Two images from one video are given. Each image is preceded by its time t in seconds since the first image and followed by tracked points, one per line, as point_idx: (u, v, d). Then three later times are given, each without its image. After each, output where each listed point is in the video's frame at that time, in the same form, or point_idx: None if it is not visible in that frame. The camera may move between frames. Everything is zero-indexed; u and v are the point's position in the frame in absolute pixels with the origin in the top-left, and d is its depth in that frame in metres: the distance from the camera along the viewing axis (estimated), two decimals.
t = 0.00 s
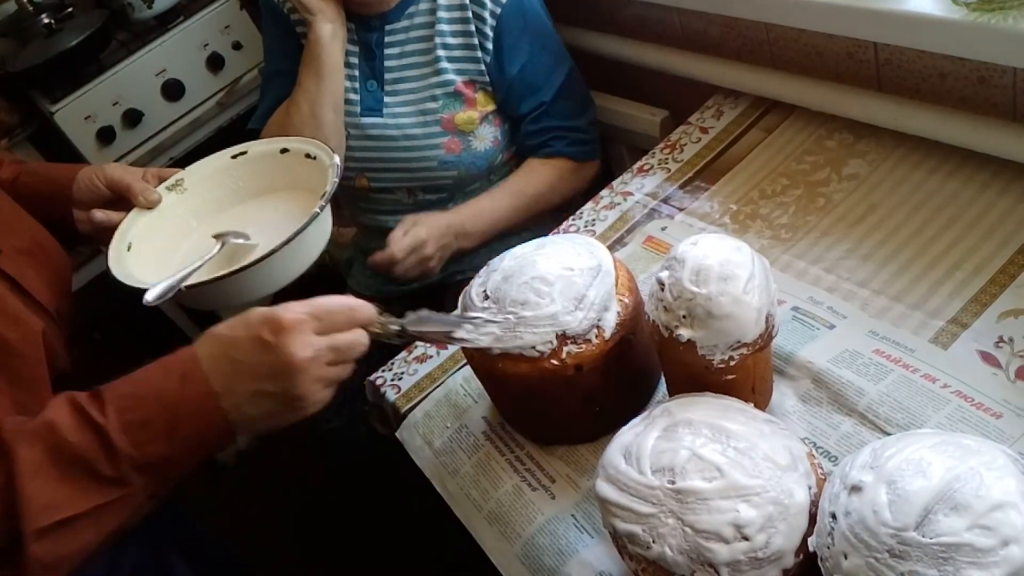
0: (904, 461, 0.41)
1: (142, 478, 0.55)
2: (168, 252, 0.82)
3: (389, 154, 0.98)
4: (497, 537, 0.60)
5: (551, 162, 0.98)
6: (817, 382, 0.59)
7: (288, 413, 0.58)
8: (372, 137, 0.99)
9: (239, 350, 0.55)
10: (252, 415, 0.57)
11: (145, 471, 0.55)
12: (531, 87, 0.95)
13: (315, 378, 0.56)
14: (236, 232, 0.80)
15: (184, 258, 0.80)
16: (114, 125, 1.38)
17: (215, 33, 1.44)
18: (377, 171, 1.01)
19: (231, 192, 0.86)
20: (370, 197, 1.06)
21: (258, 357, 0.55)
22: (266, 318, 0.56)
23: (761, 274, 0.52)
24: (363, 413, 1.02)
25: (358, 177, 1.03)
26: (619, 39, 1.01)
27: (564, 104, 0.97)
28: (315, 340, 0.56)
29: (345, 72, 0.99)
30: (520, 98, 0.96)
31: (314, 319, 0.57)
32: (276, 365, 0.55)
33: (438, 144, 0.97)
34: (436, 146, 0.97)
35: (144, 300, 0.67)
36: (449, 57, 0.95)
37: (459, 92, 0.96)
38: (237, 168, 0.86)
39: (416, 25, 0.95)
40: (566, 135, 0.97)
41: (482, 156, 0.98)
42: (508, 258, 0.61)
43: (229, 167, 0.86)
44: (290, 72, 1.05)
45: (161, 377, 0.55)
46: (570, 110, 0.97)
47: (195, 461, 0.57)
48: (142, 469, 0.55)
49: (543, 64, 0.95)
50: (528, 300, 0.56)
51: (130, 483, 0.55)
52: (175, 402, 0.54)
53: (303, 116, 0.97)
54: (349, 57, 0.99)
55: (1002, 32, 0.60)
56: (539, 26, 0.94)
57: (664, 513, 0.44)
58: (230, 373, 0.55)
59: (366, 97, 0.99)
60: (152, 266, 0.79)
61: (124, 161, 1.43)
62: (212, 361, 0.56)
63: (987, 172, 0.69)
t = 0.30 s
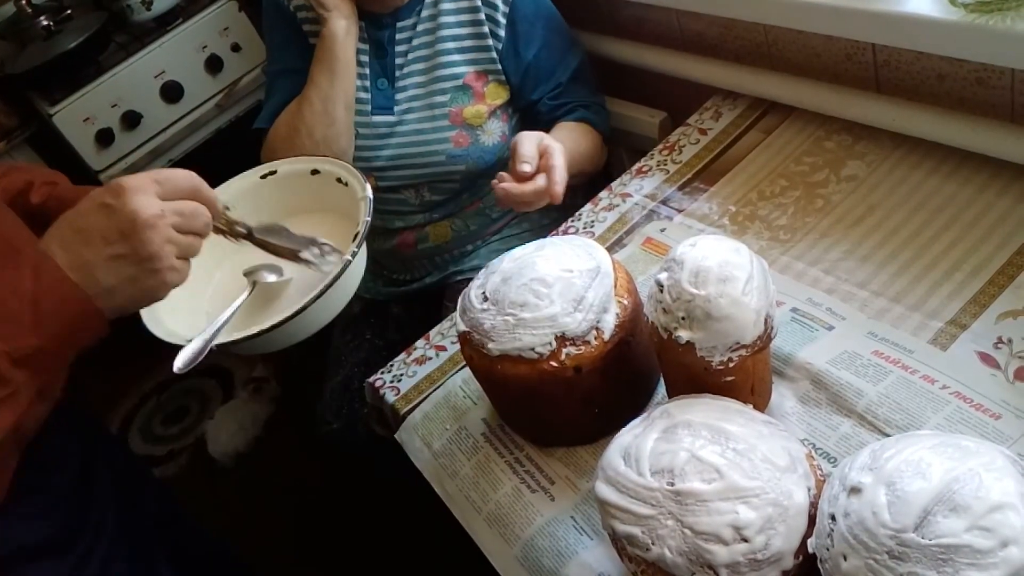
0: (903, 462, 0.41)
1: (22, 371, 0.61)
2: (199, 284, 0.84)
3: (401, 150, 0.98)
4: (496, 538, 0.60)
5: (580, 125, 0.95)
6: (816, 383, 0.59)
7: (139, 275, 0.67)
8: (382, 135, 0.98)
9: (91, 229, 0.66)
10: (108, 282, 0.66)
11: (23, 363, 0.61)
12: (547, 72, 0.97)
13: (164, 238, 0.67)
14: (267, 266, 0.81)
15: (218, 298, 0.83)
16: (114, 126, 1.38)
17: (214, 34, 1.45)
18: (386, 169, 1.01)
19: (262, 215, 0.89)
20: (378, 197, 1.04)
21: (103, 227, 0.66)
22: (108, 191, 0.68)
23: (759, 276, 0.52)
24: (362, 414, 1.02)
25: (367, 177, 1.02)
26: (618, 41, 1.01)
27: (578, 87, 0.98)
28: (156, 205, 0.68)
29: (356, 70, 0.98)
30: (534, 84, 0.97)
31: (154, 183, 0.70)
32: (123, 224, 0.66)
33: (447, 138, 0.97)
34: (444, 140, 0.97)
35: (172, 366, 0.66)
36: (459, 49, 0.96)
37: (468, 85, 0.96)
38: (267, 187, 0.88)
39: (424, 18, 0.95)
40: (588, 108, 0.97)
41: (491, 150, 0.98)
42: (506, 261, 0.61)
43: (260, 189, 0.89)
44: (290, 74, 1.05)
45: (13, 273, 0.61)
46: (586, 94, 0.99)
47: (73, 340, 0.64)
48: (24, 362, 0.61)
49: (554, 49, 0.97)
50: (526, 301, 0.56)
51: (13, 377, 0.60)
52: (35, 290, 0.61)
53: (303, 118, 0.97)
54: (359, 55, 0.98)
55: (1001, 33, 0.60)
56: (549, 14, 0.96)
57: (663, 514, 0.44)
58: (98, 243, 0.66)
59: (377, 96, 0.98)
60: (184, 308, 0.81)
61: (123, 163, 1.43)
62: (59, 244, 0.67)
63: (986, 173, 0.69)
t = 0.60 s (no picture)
0: (903, 461, 0.41)
1: (39, 419, 0.60)
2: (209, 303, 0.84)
3: (411, 144, 0.98)
4: (497, 537, 0.60)
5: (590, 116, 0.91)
6: (817, 382, 0.59)
7: (167, 341, 0.64)
8: (393, 131, 0.98)
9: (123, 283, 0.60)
10: (133, 346, 0.63)
11: (41, 412, 0.60)
12: (545, 61, 0.95)
13: (205, 311, 0.62)
14: (273, 285, 0.79)
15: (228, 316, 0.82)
16: (114, 127, 1.38)
17: (214, 34, 1.44)
18: (395, 166, 1.01)
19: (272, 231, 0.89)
20: (385, 196, 1.04)
21: (142, 303, 0.60)
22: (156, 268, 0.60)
23: (761, 274, 0.52)
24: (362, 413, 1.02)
25: (375, 174, 1.02)
26: (618, 39, 1.01)
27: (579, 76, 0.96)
28: (200, 278, 0.61)
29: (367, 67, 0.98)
30: (534, 74, 0.96)
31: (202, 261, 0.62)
32: (171, 307, 0.60)
33: (456, 130, 0.97)
34: (453, 133, 0.97)
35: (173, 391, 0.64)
36: (465, 40, 0.96)
37: (475, 77, 0.97)
38: (280, 203, 0.89)
39: (428, 13, 0.96)
40: (586, 97, 0.95)
41: (499, 142, 0.98)
42: (507, 260, 0.61)
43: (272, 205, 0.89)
44: (291, 74, 1.06)
45: (42, 322, 0.58)
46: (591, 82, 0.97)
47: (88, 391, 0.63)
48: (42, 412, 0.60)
49: (555, 37, 0.96)
50: (528, 301, 0.56)
51: (30, 425, 0.60)
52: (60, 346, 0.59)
53: (305, 117, 0.97)
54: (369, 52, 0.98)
55: (1001, 32, 0.60)
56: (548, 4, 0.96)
57: (664, 513, 0.44)
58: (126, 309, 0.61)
59: (388, 92, 0.98)
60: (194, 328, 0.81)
61: (124, 163, 1.43)
62: (91, 292, 0.60)
63: (987, 171, 0.69)
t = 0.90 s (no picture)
0: (904, 462, 0.41)
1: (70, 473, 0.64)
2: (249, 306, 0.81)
3: (410, 147, 0.99)
4: (498, 538, 0.60)
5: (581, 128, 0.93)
6: (817, 383, 0.60)
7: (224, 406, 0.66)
8: (390, 134, 0.98)
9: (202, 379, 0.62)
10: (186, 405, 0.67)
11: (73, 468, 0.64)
12: (542, 69, 0.95)
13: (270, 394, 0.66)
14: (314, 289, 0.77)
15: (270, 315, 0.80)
16: (115, 128, 1.38)
17: (216, 36, 1.45)
18: (394, 169, 1.02)
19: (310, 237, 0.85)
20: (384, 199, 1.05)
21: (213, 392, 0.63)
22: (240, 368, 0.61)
23: (762, 277, 0.52)
24: (363, 414, 1.02)
25: (374, 177, 1.03)
26: (618, 41, 1.01)
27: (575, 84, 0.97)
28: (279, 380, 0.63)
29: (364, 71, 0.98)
30: (531, 81, 0.96)
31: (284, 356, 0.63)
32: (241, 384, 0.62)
33: (455, 135, 0.97)
34: (452, 137, 0.97)
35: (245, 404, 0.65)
36: (465, 45, 0.96)
37: (475, 83, 0.97)
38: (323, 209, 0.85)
39: (428, 17, 0.96)
40: (580, 103, 0.96)
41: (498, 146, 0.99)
42: (508, 261, 0.61)
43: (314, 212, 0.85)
44: (294, 73, 1.06)
45: (98, 387, 0.60)
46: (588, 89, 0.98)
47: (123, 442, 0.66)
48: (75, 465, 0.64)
49: (554, 45, 0.96)
50: (529, 302, 0.57)
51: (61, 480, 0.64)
52: (112, 416, 0.61)
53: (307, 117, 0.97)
54: (367, 56, 0.98)
55: (1001, 34, 0.60)
56: (550, 11, 0.95)
57: (664, 514, 0.45)
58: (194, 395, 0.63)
59: (386, 96, 0.99)
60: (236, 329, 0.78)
61: (126, 164, 1.43)
62: (166, 381, 0.61)
63: (987, 173, 0.69)
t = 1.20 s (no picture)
0: (905, 462, 0.41)
1: (145, 454, 0.59)
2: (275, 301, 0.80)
3: (405, 145, 0.99)
4: (500, 538, 0.60)
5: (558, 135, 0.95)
6: (818, 384, 0.60)
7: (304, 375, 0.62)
8: (385, 132, 0.99)
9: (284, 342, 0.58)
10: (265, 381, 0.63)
11: (147, 447, 0.58)
12: (532, 71, 0.95)
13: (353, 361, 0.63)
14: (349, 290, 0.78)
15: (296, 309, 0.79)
16: (118, 129, 1.39)
17: (218, 37, 1.45)
18: (392, 167, 1.03)
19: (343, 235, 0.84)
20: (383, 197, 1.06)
21: (296, 355, 0.59)
22: (321, 326, 0.58)
23: (762, 277, 0.52)
24: (365, 416, 1.02)
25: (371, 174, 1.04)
26: (620, 42, 1.02)
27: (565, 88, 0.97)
28: (362, 340, 0.60)
29: (357, 70, 0.98)
30: (521, 83, 0.96)
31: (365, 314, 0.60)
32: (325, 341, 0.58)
33: (450, 133, 0.98)
34: (447, 136, 0.98)
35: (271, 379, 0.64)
36: (457, 45, 0.96)
37: (468, 81, 0.97)
38: (348, 207, 0.84)
39: (420, 16, 0.95)
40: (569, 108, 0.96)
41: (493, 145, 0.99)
42: (510, 261, 0.61)
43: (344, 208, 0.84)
44: (296, 74, 1.06)
45: (170, 352, 0.56)
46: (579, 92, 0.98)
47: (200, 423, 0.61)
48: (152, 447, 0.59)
49: (546, 47, 0.96)
50: (530, 302, 0.57)
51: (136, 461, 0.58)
52: (188, 384, 0.57)
53: (308, 116, 0.97)
54: (360, 55, 0.98)
55: (1003, 35, 0.60)
56: (541, 13, 0.96)
57: (666, 514, 0.45)
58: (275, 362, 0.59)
59: (378, 95, 0.98)
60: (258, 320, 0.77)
61: (128, 165, 1.43)
62: (245, 345, 0.58)
63: (988, 174, 0.69)
